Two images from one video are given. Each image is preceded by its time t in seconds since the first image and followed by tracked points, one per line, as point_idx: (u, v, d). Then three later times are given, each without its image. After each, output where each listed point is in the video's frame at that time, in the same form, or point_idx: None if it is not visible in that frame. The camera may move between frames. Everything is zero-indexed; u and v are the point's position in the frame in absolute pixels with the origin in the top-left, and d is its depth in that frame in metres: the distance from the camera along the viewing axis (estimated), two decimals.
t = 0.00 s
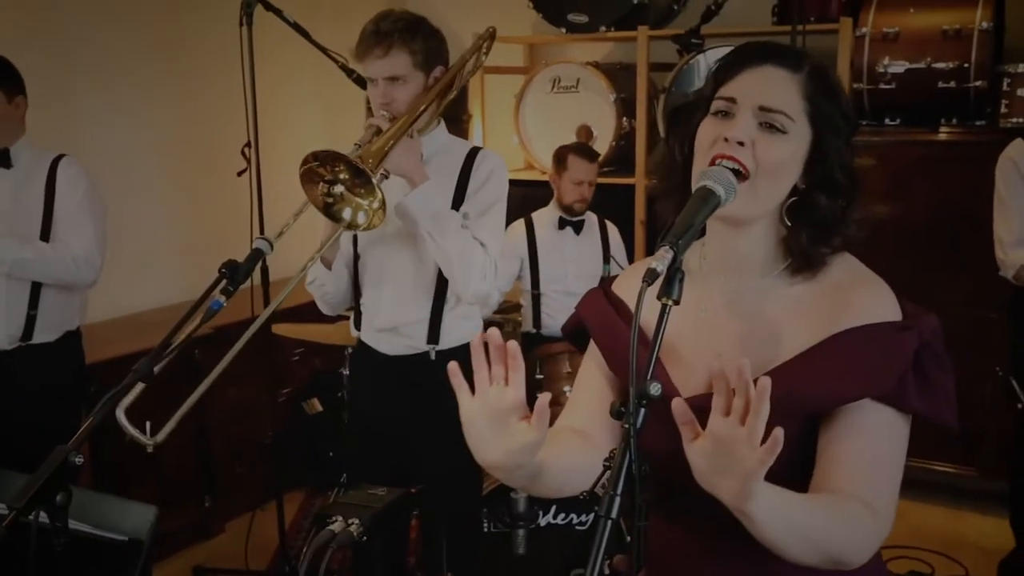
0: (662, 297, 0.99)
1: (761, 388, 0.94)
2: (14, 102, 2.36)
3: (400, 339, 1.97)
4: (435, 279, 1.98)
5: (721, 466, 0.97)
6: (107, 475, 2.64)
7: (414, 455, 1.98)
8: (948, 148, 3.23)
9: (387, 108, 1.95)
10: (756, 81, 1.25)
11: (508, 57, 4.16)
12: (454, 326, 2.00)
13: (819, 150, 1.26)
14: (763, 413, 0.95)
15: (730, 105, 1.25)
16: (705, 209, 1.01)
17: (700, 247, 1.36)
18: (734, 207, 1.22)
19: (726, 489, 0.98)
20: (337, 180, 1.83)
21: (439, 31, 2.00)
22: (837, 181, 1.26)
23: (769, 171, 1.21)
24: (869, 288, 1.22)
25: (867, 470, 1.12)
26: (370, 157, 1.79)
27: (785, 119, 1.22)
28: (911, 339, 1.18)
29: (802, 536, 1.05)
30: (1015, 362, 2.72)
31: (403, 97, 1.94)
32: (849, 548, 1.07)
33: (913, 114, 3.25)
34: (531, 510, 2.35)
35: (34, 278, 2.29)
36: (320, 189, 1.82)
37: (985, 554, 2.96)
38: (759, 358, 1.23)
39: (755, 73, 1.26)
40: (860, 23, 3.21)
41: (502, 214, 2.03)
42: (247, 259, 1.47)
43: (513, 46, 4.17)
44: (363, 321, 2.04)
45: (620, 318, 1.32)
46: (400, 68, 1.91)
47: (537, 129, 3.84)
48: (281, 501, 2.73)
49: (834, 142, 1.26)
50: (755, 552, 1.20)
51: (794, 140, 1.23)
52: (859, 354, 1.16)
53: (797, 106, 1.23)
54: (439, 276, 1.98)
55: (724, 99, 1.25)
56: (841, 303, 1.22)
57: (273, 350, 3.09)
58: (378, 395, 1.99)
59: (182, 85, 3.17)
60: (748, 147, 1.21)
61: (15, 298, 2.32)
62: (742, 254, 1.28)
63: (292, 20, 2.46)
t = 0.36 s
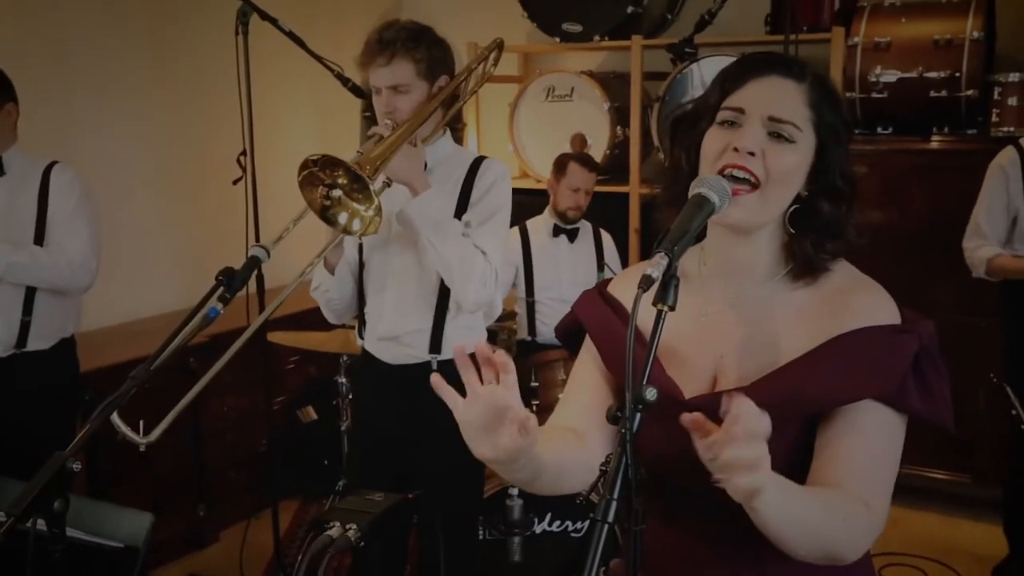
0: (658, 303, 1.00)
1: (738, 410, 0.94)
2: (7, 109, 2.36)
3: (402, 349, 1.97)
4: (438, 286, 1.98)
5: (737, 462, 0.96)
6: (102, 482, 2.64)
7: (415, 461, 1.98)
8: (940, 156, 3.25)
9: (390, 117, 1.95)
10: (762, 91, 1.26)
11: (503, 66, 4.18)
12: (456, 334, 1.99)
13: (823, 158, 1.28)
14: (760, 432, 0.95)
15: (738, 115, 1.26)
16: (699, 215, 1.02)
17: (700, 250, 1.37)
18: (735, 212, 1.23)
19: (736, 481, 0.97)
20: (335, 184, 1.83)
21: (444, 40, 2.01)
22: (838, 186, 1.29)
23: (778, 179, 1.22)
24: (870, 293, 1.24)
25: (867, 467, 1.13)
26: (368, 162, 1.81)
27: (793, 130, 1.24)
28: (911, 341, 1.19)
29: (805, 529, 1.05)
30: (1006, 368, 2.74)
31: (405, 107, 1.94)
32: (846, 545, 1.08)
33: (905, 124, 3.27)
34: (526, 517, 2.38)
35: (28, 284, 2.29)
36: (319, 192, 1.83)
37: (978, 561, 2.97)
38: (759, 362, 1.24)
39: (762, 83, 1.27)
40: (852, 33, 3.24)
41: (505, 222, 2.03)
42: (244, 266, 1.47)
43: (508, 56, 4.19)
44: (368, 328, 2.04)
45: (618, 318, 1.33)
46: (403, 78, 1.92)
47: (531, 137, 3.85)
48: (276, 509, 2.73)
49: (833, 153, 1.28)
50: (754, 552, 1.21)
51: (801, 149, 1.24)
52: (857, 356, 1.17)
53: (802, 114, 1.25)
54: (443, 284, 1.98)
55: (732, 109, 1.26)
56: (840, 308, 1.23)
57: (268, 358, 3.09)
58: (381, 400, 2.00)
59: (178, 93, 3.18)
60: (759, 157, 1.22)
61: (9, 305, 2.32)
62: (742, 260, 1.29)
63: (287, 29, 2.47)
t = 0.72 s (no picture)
0: (653, 313, 1.00)
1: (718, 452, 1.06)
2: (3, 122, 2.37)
3: (399, 359, 1.99)
4: (435, 298, 1.98)
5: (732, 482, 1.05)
6: (97, 493, 2.64)
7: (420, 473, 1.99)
8: (933, 167, 3.27)
9: (387, 130, 1.97)
10: (763, 107, 1.28)
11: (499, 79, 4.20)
12: (453, 347, 2.01)
13: (820, 178, 1.30)
14: (745, 461, 1.04)
15: (740, 128, 1.28)
16: (693, 227, 1.02)
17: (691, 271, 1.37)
18: (731, 226, 1.24)
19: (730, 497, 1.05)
20: (333, 200, 1.82)
21: (441, 54, 2.03)
22: (837, 210, 1.31)
23: (771, 197, 1.25)
24: (864, 310, 1.25)
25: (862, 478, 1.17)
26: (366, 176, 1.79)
27: (792, 148, 1.26)
28: (903, 361, 1.21)
29: (809, 539, 1.12)
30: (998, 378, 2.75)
31: (404, 120, 1.96)
32: (844, 556, 1.14)
33: (898, 133, 3.29)
34: (521, 528, 2.38)
35: (24, 295, 2.29)
36: (317, 207, 1.82)
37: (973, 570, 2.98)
38: (754, 381, 1.24)
39: (769, 101, 1.29)
40: (845, 45, 3.26)
41: (504, 232, 2.02)
42: (242, 277, 1.47)
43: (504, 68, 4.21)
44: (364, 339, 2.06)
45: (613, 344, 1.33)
46: (399, 91, 1.94)
47: (527, 148, 3.87)
48: (272, 520, 2.73)
49: (829, 168, 1.30)
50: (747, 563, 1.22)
51: (799, 167, 1.26)
52: (853, 377, 1.18)
53: (804, 135, 1.27)
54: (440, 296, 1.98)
55: (736, 123, 1.28)
56: (834, 328, 1.24)
57: (264, 370, 3.10)
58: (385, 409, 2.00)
59: (176, 107, 3.20)
60: (756, 172, 1.24)
61: (5, 316, 2.32)
62: (738, 281, 1.29)
63: (284, 41, 2.48)
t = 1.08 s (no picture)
0: (646, 321, 1.01)
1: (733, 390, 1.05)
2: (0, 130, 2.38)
3: (383, 367, 1.99)
4: (421, 305, 1.99)
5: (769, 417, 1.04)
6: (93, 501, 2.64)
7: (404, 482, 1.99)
8: (929, 176, 3.29)
9: (373, 139, 1.97)
10: (714, 119, 1.25)
11: (495, 87, 4.21)
12: (438, 353, 2.01)
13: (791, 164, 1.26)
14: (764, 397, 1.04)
15: (700, 146, 1.25)
16: (684, 235, 1.01)
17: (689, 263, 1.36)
18: (716, 236, 1.24)
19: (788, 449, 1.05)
20: (323, 212, 1.82)
21: (426, 63, 2.04)
22: (814, 192, 1.27)
23: (747, 207, 1.22)
24: (861, 294, 1.25)
25: (901, 445, 1.17)
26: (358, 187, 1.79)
27: (757, 152, 1.23)
28: (906, 339, 1.20)
29: (859, 495, 1.11)
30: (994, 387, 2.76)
31: (390, 130, 1.97)
32: (902, 519, 1.14)
33: (894, 141, 3.31)
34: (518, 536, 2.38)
35: (20, 303, 2.29)
36: (308, 220, 1.82)
37: None
38: (753, 365, 1.25)
39: (726, 110, 1.26)
40: (840, 54, 3.28)
41: (489, 244, 2.04)
42: (238, 284, 1.47)
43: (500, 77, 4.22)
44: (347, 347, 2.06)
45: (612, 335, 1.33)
46: (386, 101, 1.95)
47: (523, 157, 3.87)
48: (268, 529, 2.72)
49: (797, 154, 1.26)
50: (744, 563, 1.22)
51: (767, 168, 1.24)
52: (851, 356, 1.19)
53: (763, 133, 1.24)
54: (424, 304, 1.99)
55: (694, 144, 1.26)
56: (831, 312, 1.24)
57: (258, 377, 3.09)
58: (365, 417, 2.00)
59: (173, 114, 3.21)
60: (725, 187, 1.22)
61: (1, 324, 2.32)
62: (731, 273, 1.30)
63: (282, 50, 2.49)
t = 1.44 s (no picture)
0: (632, 327, 1.01)
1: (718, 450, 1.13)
2: None
3: (353, 370, 2.05)
4: (389, 311, 2.05)
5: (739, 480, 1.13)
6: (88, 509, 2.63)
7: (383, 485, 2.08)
8: (925, 181, 3.29)
9: (346, 146, 1.99)
10: (692, 135, 1.27)
11: (490, 94, 4.22)
12: (408, 356, 2.07)
13: (772, 166, 1.26)
14: (733, 458, 1.12)
15: (680, 166, 1.26)
16: (672, 241, 1.01)
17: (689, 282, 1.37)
18: (714, 246, 1.25)
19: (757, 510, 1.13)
20: (305, 225, 1.85)
21: (395, 69, 2.06)
22: (796, 189, 1.27)
23: (738, 211, 1.23)
24: (869, 315, 1.26)
25: (894, 483, 1.21)
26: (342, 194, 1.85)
27: (733, 160, 1.24)
28: (916, 364, 1.23)
29: (839, 546, 1.17)
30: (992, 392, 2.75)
31: (363, 136, 1.99)
32: (883, 560, 1.20)
33: (889, 147, 3.32)
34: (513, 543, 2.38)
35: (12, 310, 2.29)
36: (290, 235, 1.83)
37: None
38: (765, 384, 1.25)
39: (700, 121, 1.28)
40: (835, 60, 3.28)
41: (459, 250, 2.09)
42: (229, 293, 1.47)
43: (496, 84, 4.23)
44: (313, 352, 2.10)
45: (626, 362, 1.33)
46: (359, 108, 1.96)
47: (519, 163, 3.88)
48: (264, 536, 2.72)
49: (772, 154, 1.26)
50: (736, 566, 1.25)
51: (747, 172, 1.24)
52: (863, 385, 1.20)
53: (738, 141, 1.25)
54: (393, 308, 2.05)
55: (673, 163, 1.27)
56: (839, 331, 1.26)
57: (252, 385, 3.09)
58: (339, 426, 2.07)
59: (169, 122, 3.21)
60: (711, 197, 1.23)
61: None
62: (733, 286, 1.31)
63: (275, 58, 2.50)
